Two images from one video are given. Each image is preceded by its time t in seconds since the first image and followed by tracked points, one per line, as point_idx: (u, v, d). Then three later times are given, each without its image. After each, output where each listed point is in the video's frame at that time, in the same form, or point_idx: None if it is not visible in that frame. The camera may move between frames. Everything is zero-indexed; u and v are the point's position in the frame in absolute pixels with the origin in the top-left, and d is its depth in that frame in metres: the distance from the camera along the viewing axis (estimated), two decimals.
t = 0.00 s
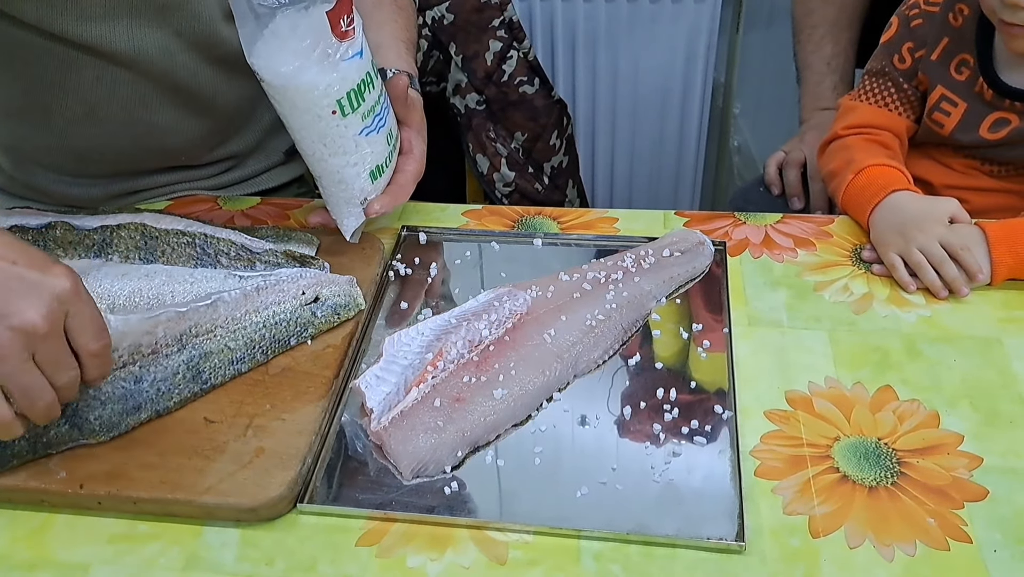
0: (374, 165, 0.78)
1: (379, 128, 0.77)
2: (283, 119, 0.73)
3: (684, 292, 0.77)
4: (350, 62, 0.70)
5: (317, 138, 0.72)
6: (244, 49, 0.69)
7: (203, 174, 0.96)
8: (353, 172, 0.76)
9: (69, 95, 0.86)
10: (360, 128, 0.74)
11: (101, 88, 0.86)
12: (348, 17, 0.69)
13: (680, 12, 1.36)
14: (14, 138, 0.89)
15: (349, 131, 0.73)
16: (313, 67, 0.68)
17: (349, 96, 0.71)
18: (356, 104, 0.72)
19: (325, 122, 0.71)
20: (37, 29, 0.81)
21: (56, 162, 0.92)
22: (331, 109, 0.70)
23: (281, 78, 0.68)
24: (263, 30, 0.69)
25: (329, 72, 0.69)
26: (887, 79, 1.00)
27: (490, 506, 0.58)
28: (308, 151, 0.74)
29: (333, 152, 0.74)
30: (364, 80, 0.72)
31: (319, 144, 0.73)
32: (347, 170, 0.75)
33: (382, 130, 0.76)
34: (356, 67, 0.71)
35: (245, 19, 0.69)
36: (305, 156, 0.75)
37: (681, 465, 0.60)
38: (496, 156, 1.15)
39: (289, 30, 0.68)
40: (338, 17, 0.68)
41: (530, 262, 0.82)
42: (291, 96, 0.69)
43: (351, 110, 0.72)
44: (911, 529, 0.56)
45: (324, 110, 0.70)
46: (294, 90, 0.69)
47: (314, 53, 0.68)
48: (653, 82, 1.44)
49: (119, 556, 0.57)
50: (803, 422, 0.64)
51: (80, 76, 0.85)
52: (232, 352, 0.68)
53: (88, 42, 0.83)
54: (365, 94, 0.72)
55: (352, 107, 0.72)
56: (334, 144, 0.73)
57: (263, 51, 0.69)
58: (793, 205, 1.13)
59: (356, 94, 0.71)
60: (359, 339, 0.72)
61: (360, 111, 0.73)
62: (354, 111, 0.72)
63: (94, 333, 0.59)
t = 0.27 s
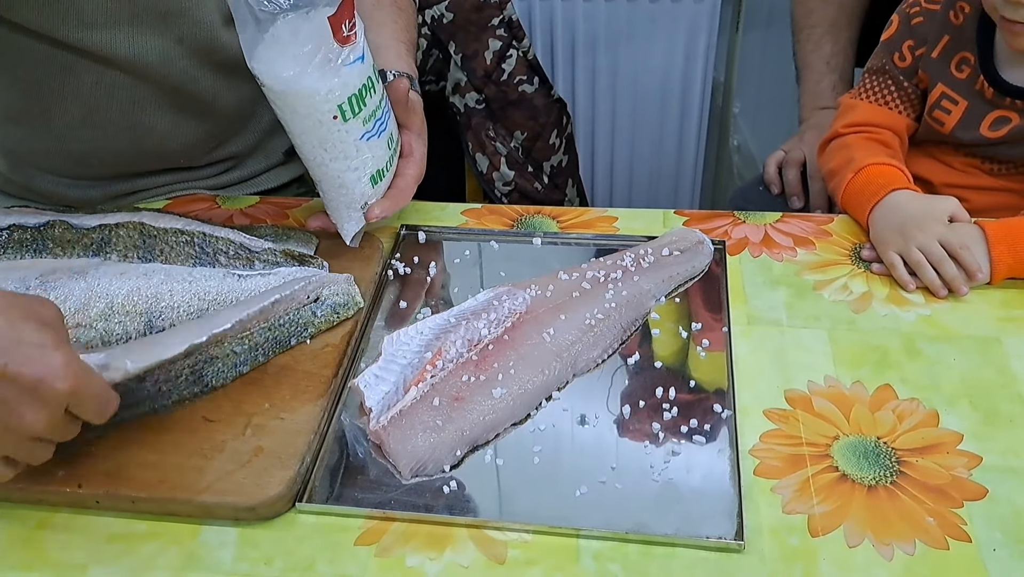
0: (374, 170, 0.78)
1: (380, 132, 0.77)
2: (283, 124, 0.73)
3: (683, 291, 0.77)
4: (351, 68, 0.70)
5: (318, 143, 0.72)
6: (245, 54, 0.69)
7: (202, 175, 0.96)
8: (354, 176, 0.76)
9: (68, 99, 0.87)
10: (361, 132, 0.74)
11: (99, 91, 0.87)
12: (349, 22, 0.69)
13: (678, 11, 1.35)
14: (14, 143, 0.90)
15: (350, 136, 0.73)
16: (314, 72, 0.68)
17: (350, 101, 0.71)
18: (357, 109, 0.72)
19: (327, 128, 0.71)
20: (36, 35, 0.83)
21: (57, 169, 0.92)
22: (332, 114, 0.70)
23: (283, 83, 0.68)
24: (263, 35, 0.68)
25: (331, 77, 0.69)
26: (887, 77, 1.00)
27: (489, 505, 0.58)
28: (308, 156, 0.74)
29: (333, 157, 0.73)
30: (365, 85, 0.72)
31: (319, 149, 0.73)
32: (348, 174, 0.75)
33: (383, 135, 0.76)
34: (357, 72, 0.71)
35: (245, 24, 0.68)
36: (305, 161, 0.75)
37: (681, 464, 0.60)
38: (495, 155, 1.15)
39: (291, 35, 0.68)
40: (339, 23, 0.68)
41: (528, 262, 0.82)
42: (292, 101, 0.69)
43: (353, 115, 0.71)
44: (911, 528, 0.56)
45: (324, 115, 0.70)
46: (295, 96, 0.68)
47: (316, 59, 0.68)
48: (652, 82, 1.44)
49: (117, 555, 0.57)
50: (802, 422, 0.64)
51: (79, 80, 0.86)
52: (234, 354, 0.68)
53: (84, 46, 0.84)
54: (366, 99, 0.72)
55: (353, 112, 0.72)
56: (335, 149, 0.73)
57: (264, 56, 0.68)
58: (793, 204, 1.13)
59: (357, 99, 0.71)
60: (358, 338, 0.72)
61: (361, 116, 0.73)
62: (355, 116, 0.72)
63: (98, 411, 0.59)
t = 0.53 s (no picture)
0: (370, 171, 0.78)
1: (376, 134, 0.77)
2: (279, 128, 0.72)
3: (681, 291, 0.77)
4: (346, 69, 0.70)
5: (314, 146, 0.72)
6: (238, 57, 0.68)
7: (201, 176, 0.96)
8: (350, 178, 0.76)
9: (67, 108, 0.87)
10: (357, 134, 0.74)
11: (98, 100, 0.87)
12: (343, 23, 0.69)
13: (676, 11, 1.35)
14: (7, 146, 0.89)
15: (347, 138, 0.73)
16: (307, 74, 0.68)
17: (345, 103, 0.71)
18: (353, 110, 0.72)
19: (322, 130, 0.71)
20: (35, 47, 0.83)
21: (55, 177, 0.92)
22: (327, 116, 0.70)
23: (277, 86, 0.68)
24: (257, 36, 0.68)
25: (325, 79, 0.69)
26: (886, 77, 1.00)
27: (487, 504, 0.58)
28: (304, 158, 0.73)
29: (330, 158, 0.73)
30: (361, 85, 0.72)
31: (316, 151, 0.72)
32: (344, 176, 0.75)
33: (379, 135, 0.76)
34: (352, 73, 0.71)
35: (238, 29, 0.68)
36: (302, 163, 0.74)
37: (679, 463, 0.60)
38: (494, 155, 1.15)
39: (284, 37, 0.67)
40: (334, 24, 0.68)
41: (526, 262, 0.82)
42: (286, 104, 0.69)
43: (348, 116, 0.71)
44: (908, 527, 0.56)
45: (320, 117, 0.70)
46: (289, 99, 0.68)
47: (309, 61, 0.68)
48: (650, 82, 1.44)
49: (116, 555, 0.57)
50: (800, 422, 0.64)
51: (78, 90, 0.86)
52: (229, 346, 0.68)
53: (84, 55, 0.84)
54: (361, 100, 0.72)
55: (349, 113, 0.72)
56: (331, 150, 0.73)
57: (257, 58, 0.68)
58: (791, 204, 1.13)
59: (352, 101, 0.71)
60: (356, 337, 0.73)
61: (357, 118, 0.73)
62: (351, 117, 0.72)
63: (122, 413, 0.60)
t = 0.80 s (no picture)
0: (374, 174, 0.78)
1: (380, 137, 0.77)
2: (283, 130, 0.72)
3: (682, 289, 0.77)
4: (351, 73, 0.70)
5: (318, 149, 0.72)
6: (245, 60, 0.69)
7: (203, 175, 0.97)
8: (354, 181, 0.76)
9: (70, 112, 0.87)
10: (361, 137, 0.74)
11: (100, 103, 0.87)
12: (349, 27, 0.69)
13: (675, 11, 1.35)
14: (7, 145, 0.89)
15: (350, 141, 0.73)
16: (313, 78, 0.68)
17: (350, 106, 0.71)
18: (357, 114, 0.72)
19: (326, 134, 0.71)
20: (33, 47, 0.83)
21: (56, 177, 0.92)
22: (332, 119, 0.70)
23: (282, 88, 0.68)
24: (262, 39, 0.68)
25: (330, 83, 0.69)
26: (888, 75, 1.00)
27: (488, 500, 0.58)
28: (307, 161, 0.73)
29: (333, 161, 0.73)
30: (366, 89, 0.72)
31: (319, 154, 0.72)
32: (348, 179, 0.75)
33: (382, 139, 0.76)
34: (357, 77, 0.71)
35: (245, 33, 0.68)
36: (304, 165, 0.74)
37: (680, 460, 0.60)
38: (494, 152, 1.15)
39: (289, 40, 0.67)
40: (339, 28, 0.68)
41: (527, 259, 0.82)
42: (291, 107, 0.69)
43: (353, 119, 0.71)
44: (909, 524, 0.56)
45: (324, 121, 0.70)
46: (294, 102, 0.68)
47: (315, 65, 0.68)
48: (650, 80, 1.44)
49: (118, 551, 0.57)
50: (801, 419, 0.64)
51: (80, 95, 0.86)
52: (231, 345, 0.68)
53: (90, 61, 0.84)
54: (366, 104, 0.72)
55: (353, 117, 0.71)
56: (335, 153, 0.73)
57: (263, 61, 0.68)
58: (791, 202, 1.13)
59: (357, 104, 0.71)
60: (358, 335, 0.73)
61: (361, 121, 0.73)
62: (356, 121, 0.72)
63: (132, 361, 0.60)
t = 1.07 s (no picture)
0: (397, 163, 0.78)
1: (403, 126, 0.77)
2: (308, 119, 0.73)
3: (699, 284, 0.78)
4: (375, 61, 0.70)
5: (341, 137, 0.72)
6: (270, 48, 0.69)
7: (222, 169, 0.97)
8: (377, 169, 0.76)
9: (93, 109, 0.88)
10: (385, 125, 0.74)
11: (123, 101, 0.88)
12: (374, 15, 0.70)
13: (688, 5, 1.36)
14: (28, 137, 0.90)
15: (375, 129, 0.73)
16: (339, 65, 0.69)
17: (374, 94, 0.71)
18: (381, 101, 0.72)
19: (351, 121, 0.71)
20: (55, 42, 0.84)
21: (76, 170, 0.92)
22: (356, 107, 0.71)
23: (308, 76, 0.69)
24: (288, 27, 0.68)
25: (355, 70, 0.69)
26: (905, 71, 1.00)
27: (510, 491, 0.59)
28: (332, 148, 0.74)
29: (357, 149, 0.74)
30: (389, 77, 0.73)
31: (343, 142, 0.73)
32: (371, 167, 0.76)
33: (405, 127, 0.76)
34: (381, 65, 0.71)
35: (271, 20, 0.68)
36: (328, 153, 0.75)
37: (701, 452, 0.61)
38: (507, 149, 1.15)
39: (316, 28, 0.68)
40: (365, 15, 0.68)
41: (545, 253, 0.83)
42: (316, 95, 0.69)
43: (377, 107, 0.72)
44: (930, 516, 0.56)
45: (349, 108, 0.70)
46: (318, 90, 0.69)
47: (341, 52, 0.69)
48: (663, 76, 1.44)
49: (146, 539, 0.58)
50: (820, 412, 0.64)
51: (101, 89, 0.87)
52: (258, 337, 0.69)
53: (113, 57, 0.85)
54: (389, 91, 0.73)
55: (378, 104, 0.72)
56: (359, 142, 0.73)
57: (289, 49, 0.69)
58: (806, 198, 1.13)
59: (381, 92, 0.72)
60: (378, 327, 0.73)
61: (385, 109, 0.73)
62: (379, 108, 0.73)
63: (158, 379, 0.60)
